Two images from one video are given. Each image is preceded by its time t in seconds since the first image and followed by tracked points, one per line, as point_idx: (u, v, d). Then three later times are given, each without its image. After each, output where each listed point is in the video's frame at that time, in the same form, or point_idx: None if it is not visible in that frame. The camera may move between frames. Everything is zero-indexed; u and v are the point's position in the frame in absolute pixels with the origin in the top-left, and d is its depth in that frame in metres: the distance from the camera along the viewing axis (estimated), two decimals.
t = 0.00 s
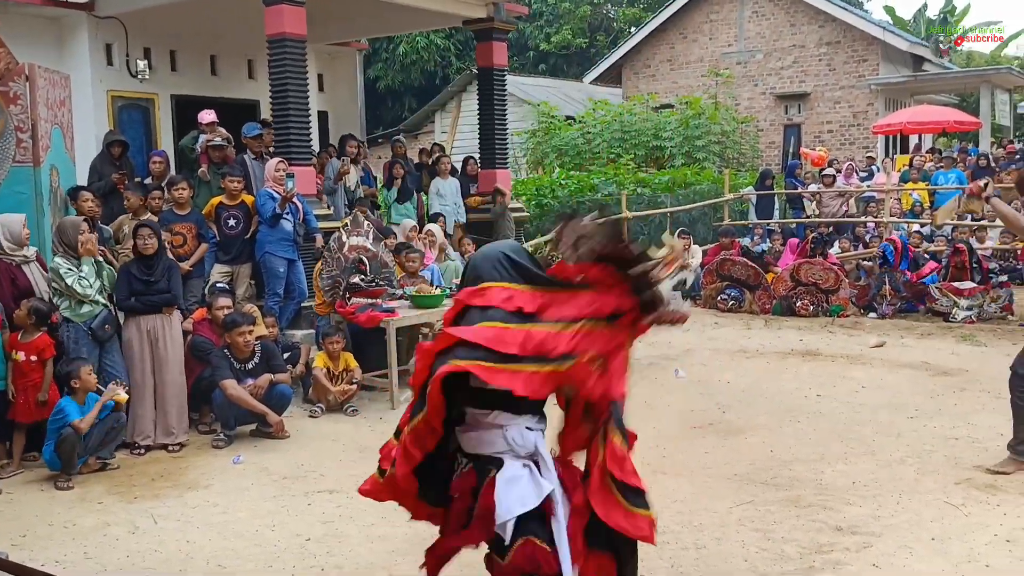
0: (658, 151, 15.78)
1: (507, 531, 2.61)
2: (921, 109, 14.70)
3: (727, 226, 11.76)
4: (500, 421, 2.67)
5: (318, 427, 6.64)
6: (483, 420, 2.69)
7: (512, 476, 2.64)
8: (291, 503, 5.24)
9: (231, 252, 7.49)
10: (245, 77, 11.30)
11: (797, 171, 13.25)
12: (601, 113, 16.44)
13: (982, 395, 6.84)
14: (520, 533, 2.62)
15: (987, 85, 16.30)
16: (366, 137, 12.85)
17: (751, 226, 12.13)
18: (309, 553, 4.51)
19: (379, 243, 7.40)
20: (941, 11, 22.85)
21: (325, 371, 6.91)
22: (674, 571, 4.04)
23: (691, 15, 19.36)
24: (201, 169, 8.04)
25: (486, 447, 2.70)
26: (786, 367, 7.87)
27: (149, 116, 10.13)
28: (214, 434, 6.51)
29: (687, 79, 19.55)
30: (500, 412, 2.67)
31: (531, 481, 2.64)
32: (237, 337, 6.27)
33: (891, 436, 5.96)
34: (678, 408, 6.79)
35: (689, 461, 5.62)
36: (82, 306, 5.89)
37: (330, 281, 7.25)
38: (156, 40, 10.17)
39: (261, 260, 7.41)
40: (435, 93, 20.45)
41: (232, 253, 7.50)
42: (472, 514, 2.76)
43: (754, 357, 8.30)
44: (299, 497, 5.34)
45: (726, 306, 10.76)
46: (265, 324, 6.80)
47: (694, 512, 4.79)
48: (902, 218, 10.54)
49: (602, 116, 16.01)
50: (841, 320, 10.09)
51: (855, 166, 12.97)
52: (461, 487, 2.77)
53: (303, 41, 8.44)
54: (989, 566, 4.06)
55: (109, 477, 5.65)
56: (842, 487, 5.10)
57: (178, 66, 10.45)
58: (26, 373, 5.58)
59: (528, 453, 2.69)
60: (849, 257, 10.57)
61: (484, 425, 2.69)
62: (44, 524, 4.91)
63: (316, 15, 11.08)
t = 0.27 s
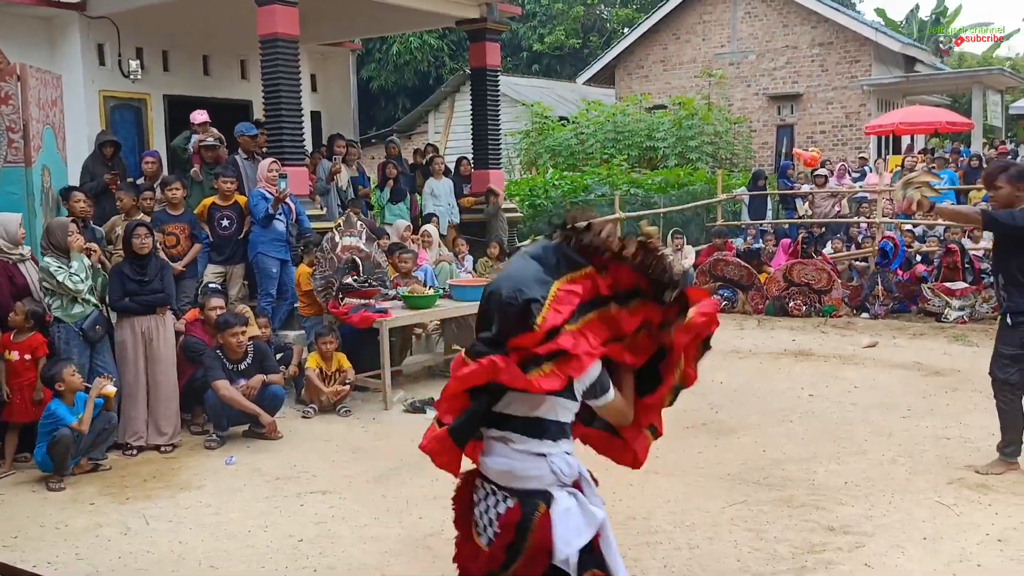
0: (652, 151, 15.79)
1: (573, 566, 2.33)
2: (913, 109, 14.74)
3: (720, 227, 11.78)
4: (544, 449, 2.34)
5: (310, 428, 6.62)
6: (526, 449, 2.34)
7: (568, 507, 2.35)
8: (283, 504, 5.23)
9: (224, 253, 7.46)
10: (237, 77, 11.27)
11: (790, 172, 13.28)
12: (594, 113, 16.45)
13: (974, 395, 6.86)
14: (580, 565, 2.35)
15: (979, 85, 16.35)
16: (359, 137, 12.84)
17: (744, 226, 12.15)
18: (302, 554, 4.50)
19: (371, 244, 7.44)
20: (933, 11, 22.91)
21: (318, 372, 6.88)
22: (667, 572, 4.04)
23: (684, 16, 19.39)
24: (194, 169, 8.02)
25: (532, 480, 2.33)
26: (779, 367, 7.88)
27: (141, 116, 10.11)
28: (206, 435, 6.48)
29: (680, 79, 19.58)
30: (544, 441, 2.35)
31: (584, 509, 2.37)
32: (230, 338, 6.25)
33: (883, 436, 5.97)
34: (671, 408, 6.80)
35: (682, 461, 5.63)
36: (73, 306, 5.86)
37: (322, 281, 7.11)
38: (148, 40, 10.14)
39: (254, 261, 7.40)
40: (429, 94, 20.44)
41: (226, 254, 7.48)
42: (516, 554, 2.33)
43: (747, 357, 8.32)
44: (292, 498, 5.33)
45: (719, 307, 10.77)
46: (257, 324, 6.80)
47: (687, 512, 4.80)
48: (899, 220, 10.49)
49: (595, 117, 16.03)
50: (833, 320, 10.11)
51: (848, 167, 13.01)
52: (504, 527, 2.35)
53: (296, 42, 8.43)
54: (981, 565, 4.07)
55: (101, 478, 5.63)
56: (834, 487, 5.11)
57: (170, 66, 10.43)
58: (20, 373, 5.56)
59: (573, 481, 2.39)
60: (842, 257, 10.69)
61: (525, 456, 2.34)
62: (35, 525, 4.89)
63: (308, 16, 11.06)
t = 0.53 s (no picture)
0: (642, 153, 15.83)
1: None
2: (902, 111, 14.81)
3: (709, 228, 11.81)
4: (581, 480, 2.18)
5: (299, 429, 6.61)
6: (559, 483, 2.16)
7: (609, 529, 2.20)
8: (271, 506, 5.22)
9: (213, 254, 7.44)
10: (226, 78, 11.25)
11: (778, 174, 13.32)
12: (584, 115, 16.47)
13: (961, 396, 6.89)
14: None
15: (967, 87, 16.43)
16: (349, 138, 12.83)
17: (733, 228, 12.18)
18: (289, 556, 4.50)
19: (360, 245, 7.42)
20: (922, 14, 23.01)
21: (306, 373, 6.86)
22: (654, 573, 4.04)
23: (674, 18, 19.44)
24: (182, 170, 8.01)
25: (571, 509, 2.16)
26: (767, 368, 7.90)
27: (130, 117, 10.08)
28: (194, 437, 6.47)
29: (670, 81, 19.64)
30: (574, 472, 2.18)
31: (620, 530, 2.24)
32: (218, 339, 6.24)
33: (871, 437, 5.99)
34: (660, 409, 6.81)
35: (670, 462, 5.64)
36: (59, 307, 5.82)
37: (311, 283, 7.09)
38: (137, 41, 10.11)
39: (242, 262, 7.39)
40: (420, 95, 20.46)
41: (215, 255, 7.46)
42: None
43: (735, 358, 8.34)
44: (280, 499, 5.32)
45: (708, 308, 10.80)
46: (245, 325, 6.79)
47: (675, 513, 4.80)
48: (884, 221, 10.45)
49: (585, 118, 16.06)
50: (822, 321, 10.14)
51: (836, 169, 13.06)
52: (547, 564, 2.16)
53: (285, 43, 8.42)
54: (966, 565, 4.09)
55: (88, 480, 5.61)
56: (821, 488, 5.13)
57: (159, 67, 10.40)
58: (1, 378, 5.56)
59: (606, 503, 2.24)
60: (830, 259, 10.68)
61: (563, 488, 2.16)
62: (21, 528, 4.87)
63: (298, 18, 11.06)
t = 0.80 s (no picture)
0: (623, 148, 15.83)
1: None
2: (881, 107, 14.88)
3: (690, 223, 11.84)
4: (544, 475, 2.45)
5: (277, 425, 6.57)
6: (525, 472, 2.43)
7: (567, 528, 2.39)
8: (248, 501, 5.19)
9: (191, 248, 7.37)
10: (205, 72, 11.16)
11: (758, 169, 13.36)
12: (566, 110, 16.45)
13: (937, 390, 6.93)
14: None
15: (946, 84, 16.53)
16: (329, 132, 12.77)
17: (713, 223, 12.21)
18: (267, 551, 4.47)
19: (340, 239, 7.34)
20: (901, 10, 23.14)
21: (284, 368, 6.83)
22: (630, 567, 4.04)
23: (655, 13, 19.46)
24: (160, 163, 7.94)
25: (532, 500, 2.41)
26: (746, 362, 7.93)
27: (107, 111, 9.99)
28: (171, 432, 6.43)
29: (651, 76, 19.65)
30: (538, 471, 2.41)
31: (579, 539, 2.39)
32: (195, 334, 6.18)
33: (847, 430, 6.02)
34: (639, 403, 6.82)
35: (649, 456, 5.65)
36: (34, 302, 5.74)
37: (290, 277, 7.08)
38: (114, 34, 10.02)
39: (221, 256, 7.34)
40: (401, 90, 20.38)
41: (193, 249, 7.38)
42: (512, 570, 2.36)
43: (714, 352, 8.36)
44: (257, 495, 5.28)
45: (688, 302, 10.81)
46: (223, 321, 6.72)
47: (654, 507, 4.81)
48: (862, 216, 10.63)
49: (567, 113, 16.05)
50: (801, 316, 10.18)
51: (816, 164, 13.12)
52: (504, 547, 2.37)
53: (264, 35, 8.35)
54: (941, 558, 4.12)
55: (64, 476, 5.55)
56: (799, 481, 5.15)
57: (137, 60, 10.31)
58: None
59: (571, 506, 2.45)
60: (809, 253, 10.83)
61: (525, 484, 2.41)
62: None
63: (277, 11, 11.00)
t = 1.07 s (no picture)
0: (603, 150, 15.87)
1: None
2: (858, 109, 14.99)
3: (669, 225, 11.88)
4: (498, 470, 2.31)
5: (257, 429, 6.53)
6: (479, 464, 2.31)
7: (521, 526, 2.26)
8: (228, 507, 5.15)
9: (168, 252, 7.31)
10: (182, 75, 11.09)
11: (736, 171, 13.43)
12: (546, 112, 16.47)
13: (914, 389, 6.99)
14: None
15: (922, 86, 16.55)
16: (307, 135, 12.72)
17: (692, 224, 12.27)
18: (246, 557, 4.44)
19: (319, 242, 7.30)
20: (877, 12, 23.33)
21: (263, 372, 6.81)
22: (610, 569, 4.04)
23: (634, 16, 19.53)
24: (137, 167, 7.89)
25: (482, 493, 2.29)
26: (726, 363, 7.96)
27: (83, 114, 9.90)
28: (150, 438, 6.38)
29: (630, 79, 19.73)
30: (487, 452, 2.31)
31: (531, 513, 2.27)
32: (173, 339, 6.12)
33: (826, 430, 6.05)
34: (620, 405, 6.84)
35: (629, 457, 5.66)
36: (9, 308, 5.70)
37: (268, 281, 7.03)
38: (91, 37, 9.94)
39: (199, 260, 7.31)
40: (380, 92, 20.34)
41: (171, 253, 7.32)
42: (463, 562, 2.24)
43: (694, 353, 8.39)
44: (237, 501, 5.25)
45: (667, 304, 10.85)
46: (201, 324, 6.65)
47: (635, 508, 4.82)
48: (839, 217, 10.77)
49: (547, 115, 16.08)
50: (780, 317, 10.23)
51: (793, 165, 13.21)
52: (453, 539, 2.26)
53: (241, 38, 8.31)
54: (920, 557, 4.14)
55: (41, 483, 5.49)
56: (778, 481, 5.17)
57: (113, 63, 10.23)
58: None
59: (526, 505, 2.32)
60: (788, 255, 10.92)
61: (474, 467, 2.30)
62: None
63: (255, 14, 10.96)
